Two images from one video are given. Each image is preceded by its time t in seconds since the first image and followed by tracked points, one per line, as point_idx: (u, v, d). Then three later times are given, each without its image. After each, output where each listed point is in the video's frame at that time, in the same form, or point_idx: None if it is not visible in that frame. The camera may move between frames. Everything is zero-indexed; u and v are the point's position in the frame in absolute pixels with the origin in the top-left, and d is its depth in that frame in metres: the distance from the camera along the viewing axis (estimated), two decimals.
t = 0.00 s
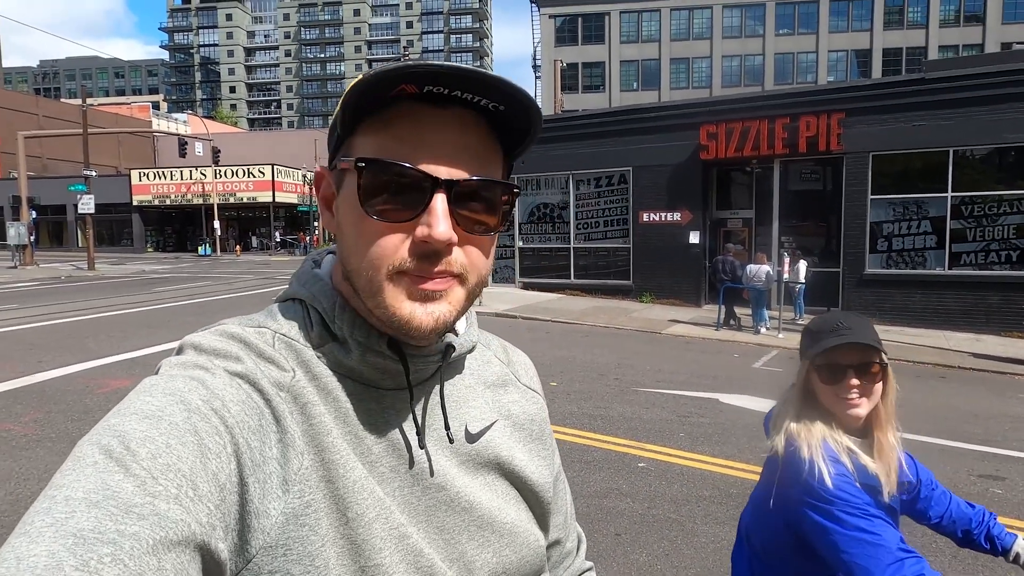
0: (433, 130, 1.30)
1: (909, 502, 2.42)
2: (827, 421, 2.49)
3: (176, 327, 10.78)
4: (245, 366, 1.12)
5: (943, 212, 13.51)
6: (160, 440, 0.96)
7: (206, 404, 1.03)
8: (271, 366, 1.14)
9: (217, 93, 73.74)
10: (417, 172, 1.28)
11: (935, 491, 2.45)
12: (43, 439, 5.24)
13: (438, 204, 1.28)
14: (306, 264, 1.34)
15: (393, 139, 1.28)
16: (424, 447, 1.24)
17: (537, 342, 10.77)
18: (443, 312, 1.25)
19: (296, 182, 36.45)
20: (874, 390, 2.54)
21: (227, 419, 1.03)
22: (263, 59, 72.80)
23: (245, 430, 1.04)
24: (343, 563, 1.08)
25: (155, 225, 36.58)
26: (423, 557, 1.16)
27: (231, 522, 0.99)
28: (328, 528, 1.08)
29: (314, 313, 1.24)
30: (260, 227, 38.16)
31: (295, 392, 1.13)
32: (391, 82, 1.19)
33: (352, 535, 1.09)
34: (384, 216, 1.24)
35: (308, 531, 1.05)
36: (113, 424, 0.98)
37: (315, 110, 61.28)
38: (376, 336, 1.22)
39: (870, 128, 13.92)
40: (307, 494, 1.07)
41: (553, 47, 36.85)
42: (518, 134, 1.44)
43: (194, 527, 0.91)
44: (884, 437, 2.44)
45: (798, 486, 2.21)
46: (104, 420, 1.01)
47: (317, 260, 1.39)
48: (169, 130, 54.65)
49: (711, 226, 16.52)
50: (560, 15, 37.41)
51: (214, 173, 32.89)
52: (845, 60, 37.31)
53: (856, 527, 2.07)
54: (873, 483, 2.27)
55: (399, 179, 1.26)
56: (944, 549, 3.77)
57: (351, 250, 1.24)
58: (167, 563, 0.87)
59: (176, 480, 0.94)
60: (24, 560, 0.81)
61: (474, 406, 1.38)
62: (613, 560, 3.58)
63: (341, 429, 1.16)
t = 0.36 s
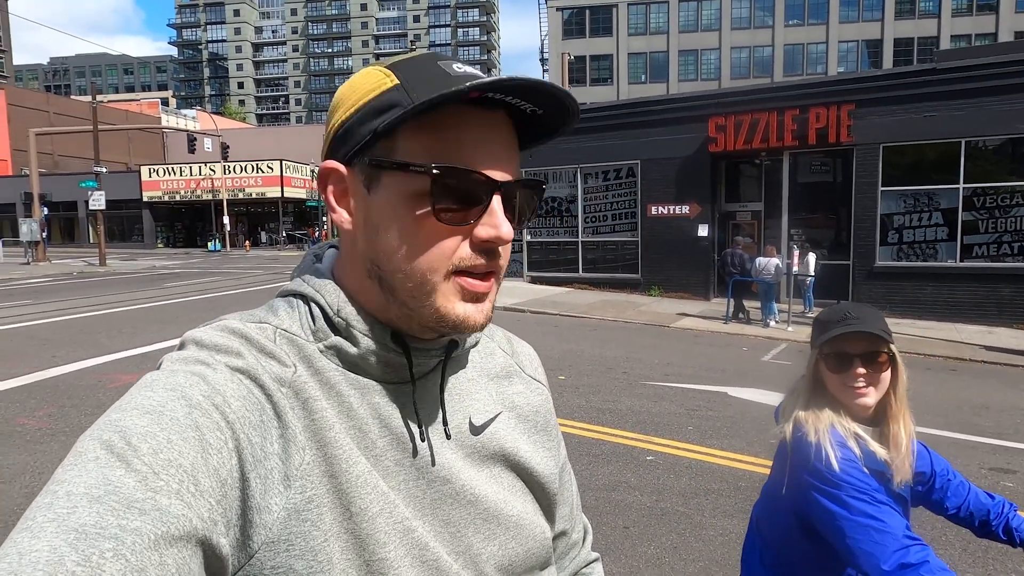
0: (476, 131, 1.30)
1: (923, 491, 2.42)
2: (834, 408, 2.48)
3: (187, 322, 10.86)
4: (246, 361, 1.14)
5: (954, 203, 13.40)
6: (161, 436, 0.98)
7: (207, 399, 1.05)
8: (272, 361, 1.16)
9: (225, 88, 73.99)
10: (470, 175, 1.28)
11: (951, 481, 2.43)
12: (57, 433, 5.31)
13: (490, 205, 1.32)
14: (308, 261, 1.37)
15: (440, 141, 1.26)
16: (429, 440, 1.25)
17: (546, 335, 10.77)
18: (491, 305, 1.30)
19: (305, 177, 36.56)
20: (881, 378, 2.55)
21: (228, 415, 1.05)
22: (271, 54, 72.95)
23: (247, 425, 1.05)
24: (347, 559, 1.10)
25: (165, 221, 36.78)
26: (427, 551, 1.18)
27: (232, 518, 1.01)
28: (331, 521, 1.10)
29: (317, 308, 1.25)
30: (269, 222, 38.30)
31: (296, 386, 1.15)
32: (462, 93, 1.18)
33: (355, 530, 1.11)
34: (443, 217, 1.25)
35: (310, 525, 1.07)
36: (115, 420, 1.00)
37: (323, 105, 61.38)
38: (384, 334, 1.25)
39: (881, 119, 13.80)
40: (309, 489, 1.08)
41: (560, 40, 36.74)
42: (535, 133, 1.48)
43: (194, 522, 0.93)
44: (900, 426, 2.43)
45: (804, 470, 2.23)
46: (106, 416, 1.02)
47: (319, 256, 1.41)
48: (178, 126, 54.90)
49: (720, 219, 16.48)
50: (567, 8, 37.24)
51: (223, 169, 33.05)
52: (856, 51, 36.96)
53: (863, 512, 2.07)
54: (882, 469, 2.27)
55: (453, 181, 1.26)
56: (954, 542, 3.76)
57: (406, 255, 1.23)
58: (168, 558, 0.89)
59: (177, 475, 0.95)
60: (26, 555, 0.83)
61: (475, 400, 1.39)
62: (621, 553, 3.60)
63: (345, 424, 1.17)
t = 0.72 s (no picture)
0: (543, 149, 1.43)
1: (924, 490, 2.42)
2: (839, 407, 2.49)
3: (183, 321, 10.84)
4: (246, 361, 1.14)
5: (950, 205, 13.45)
6: (161, 436, 0.98)
7: (207, 399, 1.05)
8: (271, 360, 1.16)
9: (222, 88, 73.87)
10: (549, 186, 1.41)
11: (951, 479, 2.44)
12: (54, 432, 5.30)
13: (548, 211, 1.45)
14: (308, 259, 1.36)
15: (528, 155, 1.36)
16: (432, 435, 1.25)
17: (543, 336, 10.77)
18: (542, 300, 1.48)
19: (302, 177, 36.49)
20: (885, 376, 2.55)
21: (228, 413, 1.05)
22: (268, 54, 72.84)
23: (247, 425, 1.06)
24: (352, 556, 1.11)
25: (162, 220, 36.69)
26: (433, 545, 1.18)
27: (235, 518, 1.01)
28: (336, 519, 1.10)
29: (323, 303, 1.25)
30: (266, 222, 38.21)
31: (297, 385, 1.14)
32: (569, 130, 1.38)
33: (360, 526, 1.12)
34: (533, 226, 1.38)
35: (313, 524, 1.07)
36: (114, 422, 1.00)
37: (320, 105, 61.33)
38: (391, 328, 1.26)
39: (878, 121, 13.85)
40: (311, 486, 1.08)
41: (557, 40, 36.75)
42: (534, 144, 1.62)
43: (197, 523, 0.94)
44: (901, 423, 2.44)
45: (810, 469, 2.24)
46: (104, 419, 1.02)
47: (316, 254, 1.42)
48: (175, 126, 54.79)
49: (718, 220, 16.51)
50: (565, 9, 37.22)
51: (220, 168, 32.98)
52: (853, 53, 36.99)
53: (871, 510, 2.07)
54: (888, 468, 2.28)
55: (541, 192, 1.39)
56: (952, 542, 3.77)
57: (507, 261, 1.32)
58: (170, 559, 0.90)
59: (178, 475, 0.96)
60: (27, 558, 0.84)
61: (477, 393, 1.39)
62: (620, 552, 3.61)
63: (347, 420, 1.17)
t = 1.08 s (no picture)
0: (492, 121, 1.30)
1: (926, 496, 2.40)
2: (841, 412, 2.49)
3: (182, 323, 10.82)
4: (247, 357, 1.13)
5: (950, 211, 13.45)
6: (163, 431, 0.97)
7: (209, 394, 1.04)
8: (274, 356, 1.15)
9: (223, 91, 73.99)
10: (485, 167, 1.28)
11: (952, 484, 2.42)
12: (51, 433, 5.28)
13: (502, 199, 1.32)
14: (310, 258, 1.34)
15: (462, 133, 1.27)
16: (430, 434, 1.25)
17: (543, 340, 10.76)
18: (499, 300, 1.31)
19: (302, 179, 36.49)
20: (890, 382, 2.55)
21: (229, 410, 1.04)
22: (269, 56, 73.00)
23: (249, 421, 1.05)
24: (351, 555, 1.10)
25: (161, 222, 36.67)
26: (430, 545, 1.17)
27: (236, 513, 1.00)
28: (335, 517, 1.09)
29: (323, 301, 1.24)
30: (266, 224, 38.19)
31: (299, 382, 1.14)
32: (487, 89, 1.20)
33: (359, 524, 1.11)
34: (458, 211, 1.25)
35: (314, 520, 1.06)
36: (116, 417, 0.99)
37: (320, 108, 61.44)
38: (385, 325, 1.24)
39: (878, 126, 13.86)
40: (311, 483, 1.08)
41: (558, 44, 36.86)
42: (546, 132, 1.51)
43: (198, 518, 0.93)
44: (903, 427, 2.44)
45: (811, 472, 2.24)
46: (104, 414, 1.01)
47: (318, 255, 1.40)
48: (175, 127, 54.82)
49: (718, 225, 16.53)
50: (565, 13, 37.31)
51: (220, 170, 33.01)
52: (853, 59, 37.13)
53: (875, 515, 2.06)
54: (890, 472, 2.28)
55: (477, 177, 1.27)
56: (952, 547, 3.77)
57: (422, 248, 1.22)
58: (171, 555, 0.89)
59: (179, 470, 0.95)
60: (29, 553, 0.83)
61: (480, 396, 1.39)
62: (619, 557, 3.59)
63: (347, 418, 1.17)
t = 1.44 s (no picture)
0: (471, 115, 1.27)
1: (931, 505, 2.38)
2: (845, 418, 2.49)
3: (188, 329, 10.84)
4: (246, 351, 1.12)
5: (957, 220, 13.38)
6: (162, 424, 0.96)
7: (208, 388, 1.04)
8: (271, 351, 1.15)
9: (232, 99, 74.58)
10: (451, 160, 1.25)
11: (959, 494, 2.39)
12: (54, 438, 5.28)
13: (479, 197, 1.28)
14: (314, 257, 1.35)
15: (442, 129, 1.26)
16: (426, 431, 1.24)
17: (548, 348, 10.72)
18: (475, 303, 1.25)
19: (308, 187, 36.64)
20: (893, 389, 2.55)
21: (228, 402, 1.03)
22: (277, 65, 73.60)
23: (248, 413, 1.04)
24: (344, 553, 1.08)
25: (169, 229, 36.87)
26: (422, 549, 1.14)
27: (234, 505, 1.00)
28: (329, 515, 1.08)
29: (320, 296, 1.24)
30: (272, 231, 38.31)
31: (296, 376, 1.13)
32: (447, 80, 1.18)
33: (351, 523, 1.09)
34: (431, 207, 1.22)
35: (309, 514, 1.05)
36: (117, 410, 0.98)
37: (328, 116, 61.83)
38: (384, 322, 1.23)
39: (884, 135, 13.83)
40: (309, 477, 1.07)
41: (564, 54, 37.06)
42: (553, 129, 1.44)
43: (197, 510, 0.92)
44: (910, 437, 2.44)
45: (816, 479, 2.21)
46: (106, 407, 1.01)
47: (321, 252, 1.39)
48: (184, 135, 55.20)
49: (724, 233, 16.53)
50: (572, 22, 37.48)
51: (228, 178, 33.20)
52: (859, 68, 37.14)
53: (878, 523, 2.01)
54: (896, 480, 2.25)
55: (452, 177, 1.25)
56: (960, 559, 3.74)
57: (390, 241, 1.21)
58: (172, 547, 0.88)
59: (179, 463, 0.94)
60: (29, 545, 0.82)
61: (482, 395, 1.39)
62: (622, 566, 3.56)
63: (345, 415, 1.16)
